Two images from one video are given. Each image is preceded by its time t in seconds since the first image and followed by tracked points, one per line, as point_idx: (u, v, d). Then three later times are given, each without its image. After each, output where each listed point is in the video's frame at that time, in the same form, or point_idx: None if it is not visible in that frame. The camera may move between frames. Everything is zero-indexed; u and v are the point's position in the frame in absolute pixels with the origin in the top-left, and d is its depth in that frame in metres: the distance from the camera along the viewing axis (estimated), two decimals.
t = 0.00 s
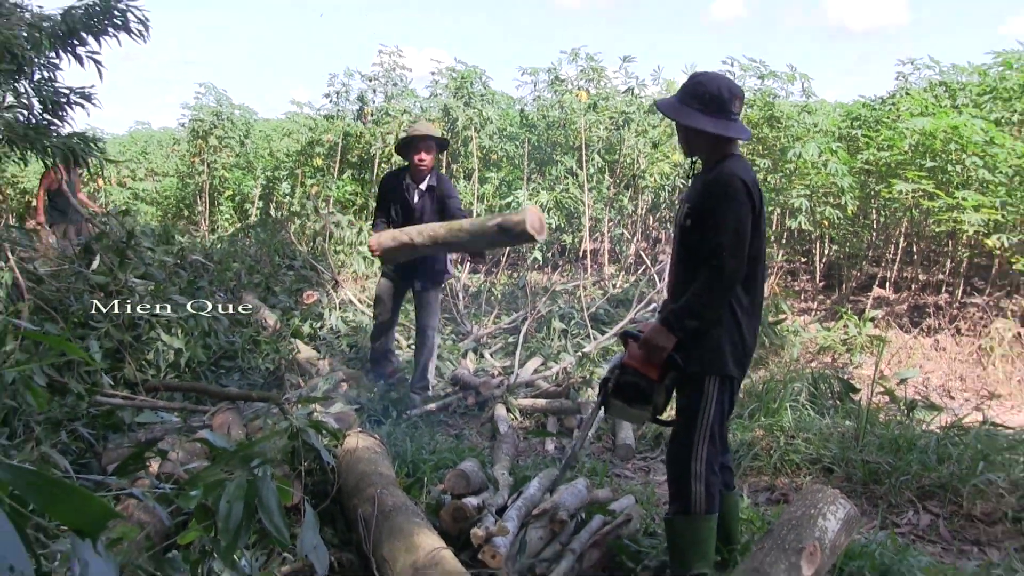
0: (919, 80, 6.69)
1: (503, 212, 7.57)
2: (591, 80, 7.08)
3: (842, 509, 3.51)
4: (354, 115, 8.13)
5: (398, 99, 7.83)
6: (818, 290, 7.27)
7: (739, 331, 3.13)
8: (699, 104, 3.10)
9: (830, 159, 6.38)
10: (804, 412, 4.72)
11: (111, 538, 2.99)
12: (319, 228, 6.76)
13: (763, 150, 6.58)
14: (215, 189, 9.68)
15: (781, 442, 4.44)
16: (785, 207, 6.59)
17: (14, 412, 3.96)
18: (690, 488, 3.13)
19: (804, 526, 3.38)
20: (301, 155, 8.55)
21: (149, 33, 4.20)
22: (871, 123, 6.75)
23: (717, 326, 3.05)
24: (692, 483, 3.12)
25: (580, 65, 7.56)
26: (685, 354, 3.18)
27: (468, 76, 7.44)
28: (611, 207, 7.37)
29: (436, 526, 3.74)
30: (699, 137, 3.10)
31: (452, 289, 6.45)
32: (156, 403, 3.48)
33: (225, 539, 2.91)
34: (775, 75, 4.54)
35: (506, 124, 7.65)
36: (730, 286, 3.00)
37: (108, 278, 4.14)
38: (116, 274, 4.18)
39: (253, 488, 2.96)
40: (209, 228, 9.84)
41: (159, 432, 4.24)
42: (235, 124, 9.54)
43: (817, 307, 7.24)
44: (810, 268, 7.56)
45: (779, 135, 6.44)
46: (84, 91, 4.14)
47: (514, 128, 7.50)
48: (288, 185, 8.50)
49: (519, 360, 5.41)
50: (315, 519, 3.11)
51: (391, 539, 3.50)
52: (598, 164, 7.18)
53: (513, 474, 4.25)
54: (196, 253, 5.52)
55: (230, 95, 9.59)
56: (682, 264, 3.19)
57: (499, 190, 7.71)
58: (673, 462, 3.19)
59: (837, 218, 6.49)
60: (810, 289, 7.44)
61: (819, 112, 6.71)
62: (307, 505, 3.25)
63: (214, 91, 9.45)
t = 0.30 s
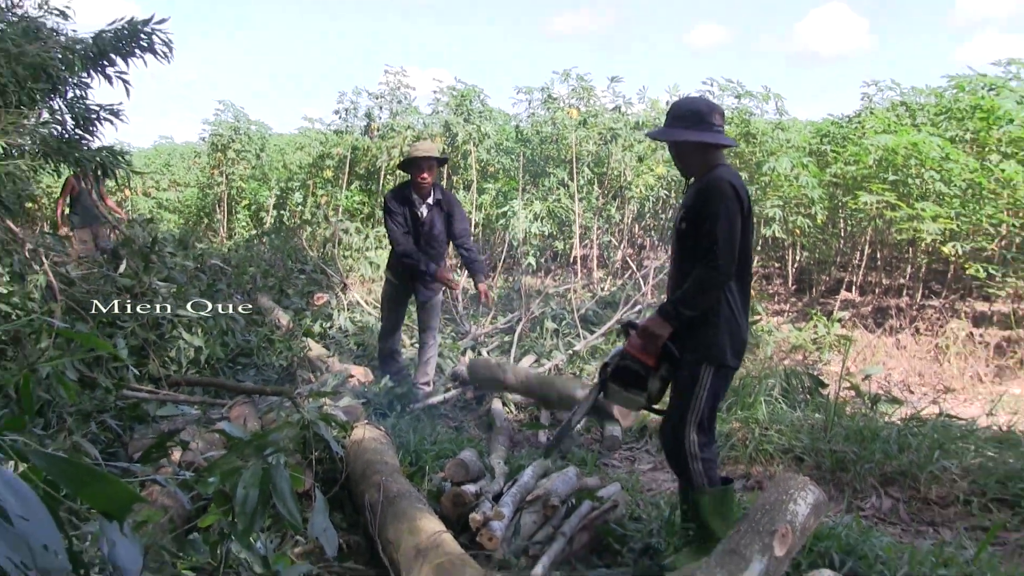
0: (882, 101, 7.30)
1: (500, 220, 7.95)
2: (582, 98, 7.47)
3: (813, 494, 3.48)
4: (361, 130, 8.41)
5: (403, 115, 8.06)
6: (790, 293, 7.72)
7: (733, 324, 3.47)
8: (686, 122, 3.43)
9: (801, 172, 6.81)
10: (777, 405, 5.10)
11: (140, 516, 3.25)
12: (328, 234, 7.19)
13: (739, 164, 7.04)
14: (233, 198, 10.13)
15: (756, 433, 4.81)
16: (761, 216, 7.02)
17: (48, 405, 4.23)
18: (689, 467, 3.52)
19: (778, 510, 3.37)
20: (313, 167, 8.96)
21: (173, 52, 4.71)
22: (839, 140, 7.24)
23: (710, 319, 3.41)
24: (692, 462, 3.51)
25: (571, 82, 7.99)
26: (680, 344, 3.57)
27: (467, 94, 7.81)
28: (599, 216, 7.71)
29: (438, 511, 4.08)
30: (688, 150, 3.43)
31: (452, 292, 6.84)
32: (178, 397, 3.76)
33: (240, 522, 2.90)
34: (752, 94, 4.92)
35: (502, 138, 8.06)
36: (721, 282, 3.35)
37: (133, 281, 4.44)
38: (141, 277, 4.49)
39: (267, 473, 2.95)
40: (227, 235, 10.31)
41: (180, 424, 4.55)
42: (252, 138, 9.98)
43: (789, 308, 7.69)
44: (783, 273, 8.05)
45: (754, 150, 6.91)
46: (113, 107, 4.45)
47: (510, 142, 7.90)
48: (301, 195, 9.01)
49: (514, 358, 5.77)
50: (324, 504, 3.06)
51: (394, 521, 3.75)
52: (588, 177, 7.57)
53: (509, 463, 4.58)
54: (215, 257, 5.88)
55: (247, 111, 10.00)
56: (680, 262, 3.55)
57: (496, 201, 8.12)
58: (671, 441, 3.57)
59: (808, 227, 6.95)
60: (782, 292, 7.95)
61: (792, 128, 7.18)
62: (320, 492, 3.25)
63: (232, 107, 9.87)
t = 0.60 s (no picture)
0: (868, 108, 7.53)
1: (496, 223, 8.08)
2: (576, 105, 7.62)
3: (800, 491, 3.45)
4: (361, 135, 8.56)
5: (402, 121, 8.26)
6: (780, 294, 7.87)
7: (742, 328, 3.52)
8: (698, 126, 3.52)
9: (791, 177, 6.95)
10: (766, 405, 5.22)
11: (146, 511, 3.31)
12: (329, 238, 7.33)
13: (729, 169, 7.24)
14: (235, 202, 10.28)
15: (746, 432, 4.93)
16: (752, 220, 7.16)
17: (55, 403, 4.23)
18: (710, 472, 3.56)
19: (768, 507, 3.32)
20: (313, 172, 9.09)
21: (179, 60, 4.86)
22: (826, 146, 7.42)
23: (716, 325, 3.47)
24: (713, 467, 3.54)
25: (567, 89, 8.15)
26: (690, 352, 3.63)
27: (465, 101, 7.82)
28: (593, 219, 7.84)
29: (435, 508, 4.17)
30: (698, 154, 3.54)
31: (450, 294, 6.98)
32: (183, 395, 3.85)
33: (243, 518, 2.86)
34: (741, 101, 5.06)
35: (499, 144, 8.20)
36: (724, 288, 3.41)
37: (139, 283, 4.57)
38: (146, 279, 4.63)
39: (269, 470, 2.94)
40: (230, 238, 10.46)
41: (183, 422, 4.64)
42: (253, 143, 10.11)
43: (779, 310, 7.84)
44: (772, 275, 8.27)
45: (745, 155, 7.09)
46: (119, 113, 4.56)
47: (506, 147, 8.05)
48: (302, 199, 9.12)
49: (510, 358, 5.90)
50: (325, 501, 3.06)
51: (393, 519, 3.84)
52: (583, 181, 7.71)
53: (505, 461, 4.68)
54: (218, 260, 6.00)
55: (248, 116, 10.15)
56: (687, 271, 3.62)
57: (492, 204, 8.28)
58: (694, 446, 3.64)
59: (796, 230, 7.15)
60: (771, 294, 8.19)
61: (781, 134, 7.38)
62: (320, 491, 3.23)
63: (235, 113, 10.03)
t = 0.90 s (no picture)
0: (865, 109, 7.54)
1: (493, 224, 8.08)
2: (573, 106, 7.63)
3: (797, 492, 3.40)
4: (359, 136, 8.59)
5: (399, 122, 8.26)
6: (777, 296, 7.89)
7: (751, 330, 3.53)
8: (708, 123, 3.52)
9: (787, 179, 6.97)
10: (762, 406, 5.24)
11: (141, 512, 3.30)
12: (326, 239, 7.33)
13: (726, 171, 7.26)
14: (231, 203, 10.27)
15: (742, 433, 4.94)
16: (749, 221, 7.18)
17: (50, 404, 4.24)
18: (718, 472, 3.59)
19: (763, 509, 3.30)
20: (310, 172, 9.10)
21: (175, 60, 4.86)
22: (823, 148, 7.40)
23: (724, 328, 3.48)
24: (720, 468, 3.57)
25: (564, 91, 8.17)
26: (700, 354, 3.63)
27: (461, 102, 7.83)
28: (590, 221, 7.84)
29: (431, 509, 4.16)
30: (708, 153, 3.54)
31: (447, 295, 6.99)
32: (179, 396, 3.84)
33: (239, 521, 2.83)
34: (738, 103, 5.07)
35: (496, 146, 8.22)
36: (731, 292, 3.41)
37: (135, 283, 4.52)
38: (142, 279, 4.59)
39: (266, 471, 2.92)
40: (226, 239, 10.45)
41: (180, 423, 4.63)
42: (250, 143, 10.11)
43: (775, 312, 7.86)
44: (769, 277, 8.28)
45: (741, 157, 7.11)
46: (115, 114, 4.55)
47: (503, 148, 8.06)
48: (298, 200, 9.12)
49: (507, 359, 5.91)
50: (321, 502, 3.03)
51: (389, 520, 3.83)
52: (580, 182, 7.73)
53: (501, 462, 4.68)
54: (214, 260, 5.99)
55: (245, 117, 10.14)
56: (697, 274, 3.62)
57: (489, 205, 8.28)
58: (705, 445, 3.66)
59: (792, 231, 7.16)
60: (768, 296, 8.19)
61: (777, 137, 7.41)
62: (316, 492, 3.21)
63: (232, 114, 10.03)
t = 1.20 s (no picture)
0: (859, 109, 7.57)
1: (489, 224, 8.09)
2: (569, 106, 7.63)
3: (793, 492, 3.40)
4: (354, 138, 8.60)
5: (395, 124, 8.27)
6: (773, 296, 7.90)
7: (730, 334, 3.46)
8: (717, 127, 3.49)
9: (783, 179, 6.99)
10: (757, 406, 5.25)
11: (135, 515, 3.29)
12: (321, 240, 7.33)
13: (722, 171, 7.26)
14: (227, 205, 10.27)
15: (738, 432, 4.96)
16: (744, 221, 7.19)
17: (45, 407, 4.24)
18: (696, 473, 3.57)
19: (759, 509, 3.30)
20: (305, 174, 9.10)
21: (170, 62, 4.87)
22: (818, 147, 7.46)
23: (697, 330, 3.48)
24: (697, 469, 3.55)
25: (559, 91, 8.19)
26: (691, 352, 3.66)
27: (456, 104, 7.85)
28: (586, 221, 7.84)
29: (427, 511, 4.15)
30: (716, 157, 3.52)
31: (443, 296, 7.00)
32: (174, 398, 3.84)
33: (235, 522, 2.80)
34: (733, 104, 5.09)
35: (492, 147, 8.24)
36: (697, 294, 3.42)
37: (130, 285, 4.52)
38: (137, 282, 4.61)
39: (262, 473, 2.90)
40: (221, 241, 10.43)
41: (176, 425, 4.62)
42: (246, 145, 10.11)
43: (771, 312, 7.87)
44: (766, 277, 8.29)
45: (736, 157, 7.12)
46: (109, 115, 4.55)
47: (499, 149, 8.07)
48: (294, 201, 9.12)
49: (503, 360, 5.91)
50: (317, 504, 3.01)
51: (385, 522, 3.82)
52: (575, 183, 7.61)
53: (498, 463, 4.68)
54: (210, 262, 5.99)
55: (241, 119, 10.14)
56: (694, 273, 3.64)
57: (485, 206, 8.29)
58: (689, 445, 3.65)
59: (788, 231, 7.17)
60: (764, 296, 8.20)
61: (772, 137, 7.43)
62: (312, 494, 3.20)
63: (227, 115, 10.03)
